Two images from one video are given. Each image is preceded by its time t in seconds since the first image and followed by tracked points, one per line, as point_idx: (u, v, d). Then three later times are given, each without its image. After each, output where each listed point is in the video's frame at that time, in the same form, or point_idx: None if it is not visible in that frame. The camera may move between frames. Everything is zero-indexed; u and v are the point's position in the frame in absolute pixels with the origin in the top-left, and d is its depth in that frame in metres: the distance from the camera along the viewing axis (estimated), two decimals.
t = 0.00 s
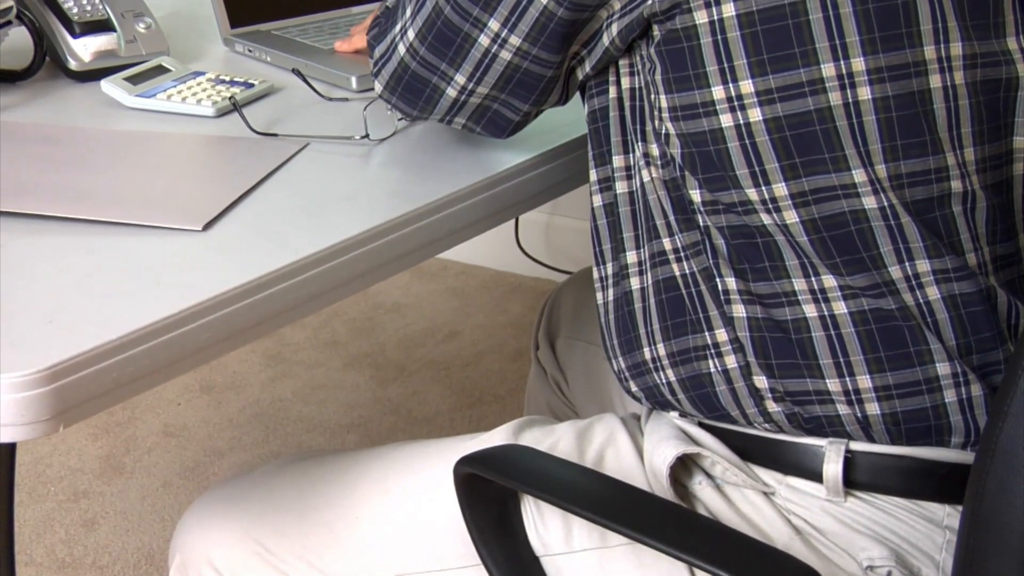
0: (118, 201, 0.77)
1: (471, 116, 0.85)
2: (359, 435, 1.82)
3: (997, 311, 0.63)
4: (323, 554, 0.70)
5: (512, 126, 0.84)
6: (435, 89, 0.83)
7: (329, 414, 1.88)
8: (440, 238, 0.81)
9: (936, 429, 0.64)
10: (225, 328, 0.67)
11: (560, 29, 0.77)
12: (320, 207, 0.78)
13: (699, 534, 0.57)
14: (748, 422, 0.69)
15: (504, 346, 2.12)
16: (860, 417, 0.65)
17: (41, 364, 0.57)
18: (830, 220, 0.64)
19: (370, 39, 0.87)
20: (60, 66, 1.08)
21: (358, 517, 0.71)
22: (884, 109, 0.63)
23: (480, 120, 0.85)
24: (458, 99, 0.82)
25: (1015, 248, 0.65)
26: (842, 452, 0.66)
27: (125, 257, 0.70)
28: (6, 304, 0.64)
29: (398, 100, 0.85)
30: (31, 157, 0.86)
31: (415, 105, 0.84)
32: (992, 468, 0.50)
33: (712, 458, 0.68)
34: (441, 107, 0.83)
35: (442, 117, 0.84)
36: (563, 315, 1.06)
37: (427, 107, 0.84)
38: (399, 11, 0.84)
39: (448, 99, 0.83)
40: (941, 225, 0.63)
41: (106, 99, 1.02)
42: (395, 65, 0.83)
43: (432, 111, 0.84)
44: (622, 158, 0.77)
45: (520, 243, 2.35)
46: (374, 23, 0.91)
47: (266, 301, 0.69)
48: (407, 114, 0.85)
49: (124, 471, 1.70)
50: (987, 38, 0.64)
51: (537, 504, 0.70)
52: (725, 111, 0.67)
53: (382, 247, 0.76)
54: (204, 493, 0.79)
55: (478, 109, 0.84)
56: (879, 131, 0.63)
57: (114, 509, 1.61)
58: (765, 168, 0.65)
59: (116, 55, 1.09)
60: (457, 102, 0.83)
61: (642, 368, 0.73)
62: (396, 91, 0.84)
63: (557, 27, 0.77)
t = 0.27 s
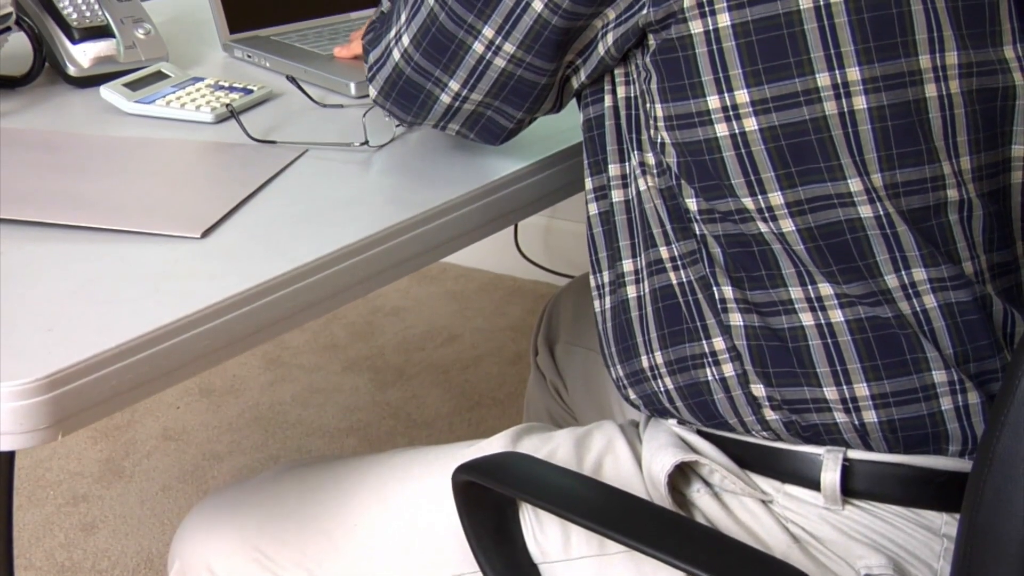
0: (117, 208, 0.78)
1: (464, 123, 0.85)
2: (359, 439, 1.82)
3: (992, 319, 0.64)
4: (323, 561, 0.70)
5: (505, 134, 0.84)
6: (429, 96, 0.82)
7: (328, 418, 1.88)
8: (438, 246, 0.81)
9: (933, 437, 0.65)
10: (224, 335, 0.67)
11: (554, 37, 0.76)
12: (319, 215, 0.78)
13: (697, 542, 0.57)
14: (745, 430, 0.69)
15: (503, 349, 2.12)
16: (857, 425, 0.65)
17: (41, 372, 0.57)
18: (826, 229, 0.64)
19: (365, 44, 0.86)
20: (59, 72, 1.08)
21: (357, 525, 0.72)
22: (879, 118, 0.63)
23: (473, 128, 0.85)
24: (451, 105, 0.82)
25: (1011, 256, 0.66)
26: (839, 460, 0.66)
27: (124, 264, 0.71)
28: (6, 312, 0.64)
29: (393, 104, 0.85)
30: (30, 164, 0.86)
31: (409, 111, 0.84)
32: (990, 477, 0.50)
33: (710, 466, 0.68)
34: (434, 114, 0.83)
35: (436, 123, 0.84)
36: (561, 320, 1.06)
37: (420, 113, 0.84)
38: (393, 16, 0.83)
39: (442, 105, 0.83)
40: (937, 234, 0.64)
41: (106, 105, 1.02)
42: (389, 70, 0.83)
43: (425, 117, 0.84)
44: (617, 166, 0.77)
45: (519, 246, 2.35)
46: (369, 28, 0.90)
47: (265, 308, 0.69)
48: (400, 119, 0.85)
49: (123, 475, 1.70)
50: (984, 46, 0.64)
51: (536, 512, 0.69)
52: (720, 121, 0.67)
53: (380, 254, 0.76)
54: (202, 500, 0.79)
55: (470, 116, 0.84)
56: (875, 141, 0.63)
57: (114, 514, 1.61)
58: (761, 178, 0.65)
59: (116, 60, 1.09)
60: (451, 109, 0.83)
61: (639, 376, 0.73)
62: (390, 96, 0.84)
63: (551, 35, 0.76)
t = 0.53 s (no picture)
0: (116, 215, 0.78)
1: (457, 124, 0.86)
2: (358, 442, 1.82)
3: (989, 325, 0.64)
4: (321, 567, 0.70)
5: (499, 134, 0.85)
6: (422, 96, 0.83)
7: (327, 420, 1.88)
8: (435, 251, 0.81)
9: (929, 442, 0.65)
10: (222, 343, 0.67)
11: (549, 41, 0.76)
12: (317, 221, 0.78)
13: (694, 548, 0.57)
14: (741, 434, 0.69)
15: (501, 352, 2.13)
16: (852, 430, 0.65)
17: (41, 379, 0.58)
18: (821, 235, 0.65)
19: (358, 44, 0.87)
20: (57, 77, 1.08)
21: (355, 531, 0.72)
22: (875, 125, 0.63)
23: (467, 128, 0.85)
24: (445, 106, 0.82)
25: (1006, 261, 0.66)
26: (835, 464, 0.66)
27: (123, 271, 0.71)
28: (5, 319, 0.64)
29: (386, 105, 0.85)
30: (29, 170, 0.86)
31: (402, 112, 0.84)
32: (985, 484, 0.51)
33: (706, 471, 0.68)
34: (428, 114, 0.83)
35: (429, 124, 0.84)
36: (558, 325, 1.07)
37: (413, 114, 0.84)
38: (387, 16, 0.83)
39: (435, 106, 0.83)
40: (933, 240, 0.64)
41: (104, 110, 1.02)
42: (383, 70, 0.83)
43: (419, 118, 0.84)
44: (613, 171, 0.77)
45: (517, 248, 2.35)
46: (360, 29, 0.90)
47: (263, 315, 0.69)
48: (393, 119, 0.85)
49: (122, 479, 1.70)
50: (979, 53, 0.65)
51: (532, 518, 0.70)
52: (716, 126, 0.67)
53: (378, 261, 0.76)
54: (201, 505, 0.79)
55: (464, 116, 0.84)
56: (871, 148, 0.63)
57: (113, 517, 1.61)
58: (757, 184, 0.66)
59: (114, 65, 1.09)
60: (444, 109, 0.83)
61: (636, 381, 0.73)
62: (383, 96, 0.84)
63: (546, 38, 0.76)
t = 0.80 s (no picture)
0: (114, 221, 0.78)
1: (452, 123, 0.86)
2: (356, 445, 1.82)
3: (985, 334, 0.64)
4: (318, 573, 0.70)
5: (493, 135, 0.85)
6: (419, 97, 0.82)
7: (325, 424, 1.88)
8: (432, 259, 0.81)
9: (925, 450, 0.65)
10: (220, 349, 0.67)
11: (544, 47, 0.76)
12: (315, 227, 0.79)
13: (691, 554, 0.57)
14: (739, 440, 0.70)
15: (500, 355, 2.13)
16: (849, 437, 0.65)
17: (39, 387, 0.58)
18: (817, 243, 0.65)
19: (354, 43, 0.87)
20: (56, 82, 1.08)
21: (353, 537, 0.72)
22: (872, 134, 0.63)
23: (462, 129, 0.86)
24: (441, 108, 0.82)
25: (1004, 269, 0.66)
26: (832, 472, 0.66)
27: (121, 278, 0.71)
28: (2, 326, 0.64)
29: (382, 104, 0.85)
30: (27, 176, 0.86)
31: (398, 112, 0.84)
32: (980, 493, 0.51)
33: (703, 478, 0.69)
34: (423, 115, 0.83)
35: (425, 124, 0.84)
36: (556, 330, 1.07)
37: (409, 116, 0.84)
38: (385, 16, 0.83)
39: (431, 107, 0.83)
40: (930, 248, 0.64)
41: (102, 116, 1.02)
42: (380, 71, 0.83)
43: (415, 119, 0.84)
44: (611, 177, 0.77)
45: (516, 252, 2.35)
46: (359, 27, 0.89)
47: (260, 322, 0.69)
48: (389, 118, 0.85)
49: (120, 482, 1.70)
50: (976, 62, 0.64)
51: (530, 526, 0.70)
52: (712, 135, 0.67)
53: (375, 268, 0.76)
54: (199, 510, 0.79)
55: (460, 116, 0.84)
56: (867, 156, 0.63)
57: (111, 521, 1.61)
58: (753, 193, 0.66)
59: (112, 71, 1.09)
60: (440, 111, 0.83)
61: (633, 387, 0.74)
62: (379, 96, 0.84)
63: (542, 44, 0.76)
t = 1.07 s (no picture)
0: (113, 231, 0.78)
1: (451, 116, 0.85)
2: (355, 450, 1.82)
3: (982, 343, 0.64)
4: None
5: (490, 131, 0.83)
6: (416, 96, 0.82)
7: (325, 429, 1.88)
8: (431, 268, 0.81)
9: (922, 459, 0.65)
10: (219, 360, 0.67)
11: (541, 51, 0.75)
12: (314, 237, 0.79)
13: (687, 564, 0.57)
14: (737, 447, 0.69)
15: (499, 359, 2.13)
16: (847, 446, 0.65)
17: (37, 399, 0.58)
18: (815, 253, 0.65)
19: (353, 40, 0.87)
20: (55, 90, 1.09)
21: (351, 546, 0.72)
22: (868, 144, 0.63)
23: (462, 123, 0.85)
24: (440, 106, 0.82)
25: (1001, 279, 0.66)
26: (830, 481, 0.66)
27: (120, 289, 0.71)
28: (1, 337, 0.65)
29: (381, 102, 0.84)
30: (26, 185, 0.86)
31: (397, 108, 0.84)
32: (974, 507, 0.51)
33: (701, 488, 0.69)
34: (421, 112, 0.83)
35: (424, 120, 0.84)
36: (554, 337, 1.07)
37: (408, 111, 0.84)
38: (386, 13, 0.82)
39: (429, 105, 0.82)
40: (927, 258, 0.64)
41: (102, 124, 1.03)
42: (380, 68, 0.83)
43: (414, 115, 0.84)
44: (611, 183, 0.76)
45: (515, 256, 2.36)
46: (359, 24, 0.89)
47: (259, 333, 0.69)
48: (388, 115, 0.85)
49: (119, 487, 1.71)
50: (973, 73, 0.64)
51: (528, 536, 0.70)
52: (709, 145, 0.66)
53: (373, 277, 0.76)
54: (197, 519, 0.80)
55: (458, 112, 0.83)
56: (864, 167, 0.63)
57: (110, 526, 1.61)
58: (751, 203, 0.65)
59: (111, 79, 1.09)
60: (439, 108, 0.82)
61: (631, 393, 0.73)
62: (378, 93, 0.84)
63: (538, 48, 0.75)
